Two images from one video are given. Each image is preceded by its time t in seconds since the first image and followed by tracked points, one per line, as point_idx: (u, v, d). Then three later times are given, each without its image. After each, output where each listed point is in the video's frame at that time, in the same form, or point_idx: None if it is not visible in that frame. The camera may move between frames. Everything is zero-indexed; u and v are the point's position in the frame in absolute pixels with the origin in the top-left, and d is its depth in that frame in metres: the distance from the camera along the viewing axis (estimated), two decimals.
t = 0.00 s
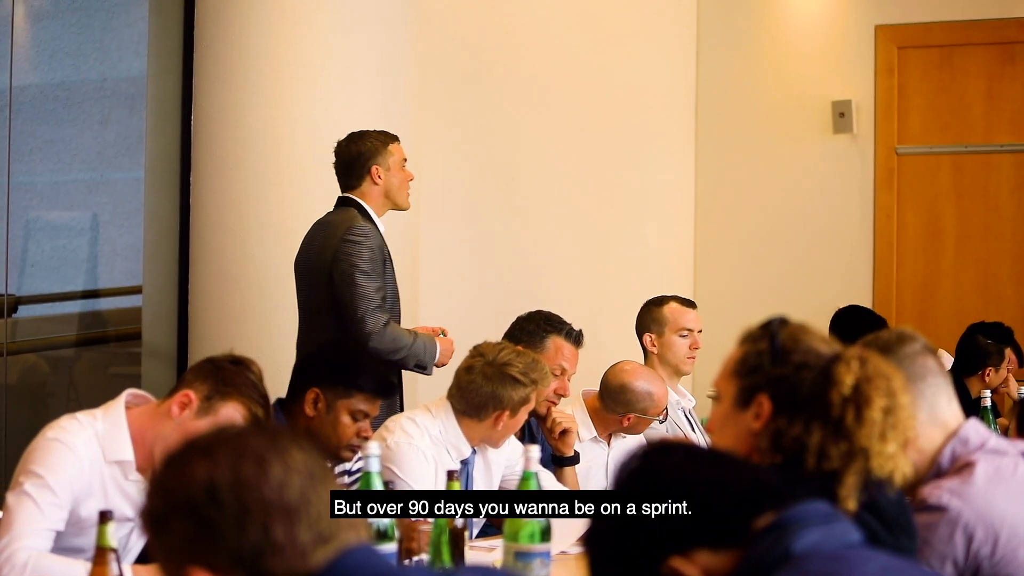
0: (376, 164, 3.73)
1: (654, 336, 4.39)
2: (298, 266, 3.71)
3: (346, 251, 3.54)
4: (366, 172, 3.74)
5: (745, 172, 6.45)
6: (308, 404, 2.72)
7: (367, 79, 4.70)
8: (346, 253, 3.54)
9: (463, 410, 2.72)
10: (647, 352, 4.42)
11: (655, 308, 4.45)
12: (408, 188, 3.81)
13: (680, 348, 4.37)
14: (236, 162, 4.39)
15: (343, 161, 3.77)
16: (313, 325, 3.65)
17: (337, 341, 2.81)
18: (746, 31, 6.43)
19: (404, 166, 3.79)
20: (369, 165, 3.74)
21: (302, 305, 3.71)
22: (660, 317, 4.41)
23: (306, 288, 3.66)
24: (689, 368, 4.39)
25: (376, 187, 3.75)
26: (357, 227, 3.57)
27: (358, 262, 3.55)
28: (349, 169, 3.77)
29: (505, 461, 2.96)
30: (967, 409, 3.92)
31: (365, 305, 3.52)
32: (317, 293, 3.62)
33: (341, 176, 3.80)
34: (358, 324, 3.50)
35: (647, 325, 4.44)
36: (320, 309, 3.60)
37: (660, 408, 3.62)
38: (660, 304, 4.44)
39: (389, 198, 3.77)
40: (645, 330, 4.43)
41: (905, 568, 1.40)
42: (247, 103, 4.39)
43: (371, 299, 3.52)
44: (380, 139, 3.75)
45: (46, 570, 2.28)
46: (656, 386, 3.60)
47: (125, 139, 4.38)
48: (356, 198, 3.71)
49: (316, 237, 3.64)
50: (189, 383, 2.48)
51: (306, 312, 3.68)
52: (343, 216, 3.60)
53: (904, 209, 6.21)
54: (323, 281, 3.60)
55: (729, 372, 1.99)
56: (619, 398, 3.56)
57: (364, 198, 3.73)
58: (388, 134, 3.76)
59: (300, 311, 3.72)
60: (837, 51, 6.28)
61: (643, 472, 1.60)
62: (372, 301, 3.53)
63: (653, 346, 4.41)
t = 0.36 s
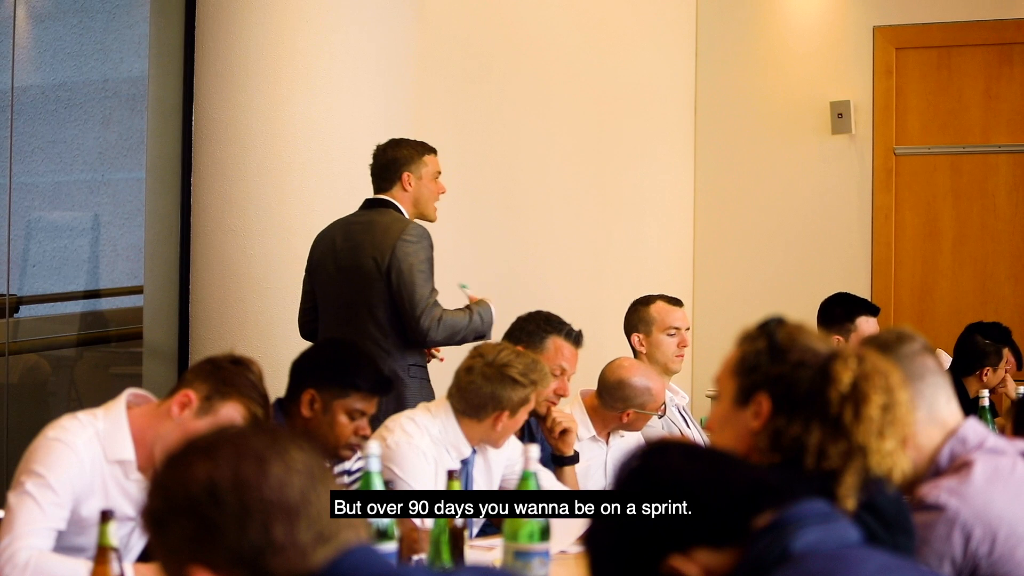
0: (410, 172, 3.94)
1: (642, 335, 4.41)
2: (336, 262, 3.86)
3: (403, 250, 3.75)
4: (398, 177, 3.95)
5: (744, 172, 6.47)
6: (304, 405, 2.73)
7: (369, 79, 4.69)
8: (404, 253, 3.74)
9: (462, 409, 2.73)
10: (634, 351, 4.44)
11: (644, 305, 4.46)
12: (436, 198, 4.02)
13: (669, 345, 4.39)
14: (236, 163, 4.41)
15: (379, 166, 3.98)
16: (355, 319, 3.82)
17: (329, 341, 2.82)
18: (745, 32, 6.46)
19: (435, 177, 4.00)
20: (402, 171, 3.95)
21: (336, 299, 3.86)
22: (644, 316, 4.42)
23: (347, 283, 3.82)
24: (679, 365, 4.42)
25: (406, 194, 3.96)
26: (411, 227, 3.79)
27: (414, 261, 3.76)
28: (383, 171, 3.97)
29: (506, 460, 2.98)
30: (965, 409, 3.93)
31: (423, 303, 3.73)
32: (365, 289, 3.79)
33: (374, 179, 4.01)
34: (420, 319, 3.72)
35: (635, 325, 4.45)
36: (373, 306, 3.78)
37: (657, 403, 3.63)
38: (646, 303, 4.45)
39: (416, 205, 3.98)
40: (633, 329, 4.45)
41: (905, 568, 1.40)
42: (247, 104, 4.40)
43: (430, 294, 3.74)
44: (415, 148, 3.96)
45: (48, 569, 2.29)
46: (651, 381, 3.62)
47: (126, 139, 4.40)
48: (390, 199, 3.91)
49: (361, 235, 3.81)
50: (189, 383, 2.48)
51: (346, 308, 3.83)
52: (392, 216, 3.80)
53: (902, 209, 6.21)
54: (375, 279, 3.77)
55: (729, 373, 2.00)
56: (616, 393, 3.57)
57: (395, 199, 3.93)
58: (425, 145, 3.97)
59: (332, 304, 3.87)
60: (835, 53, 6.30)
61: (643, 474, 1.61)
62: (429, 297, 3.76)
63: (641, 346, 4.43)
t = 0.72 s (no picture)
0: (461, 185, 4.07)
1: (636, 336, 4.40)
2: (394, 272, 3.95)
3: (468, 265, 3.89)
4: (449, 191, 4.07)
5: (738, 172, 6.47)
6: (288, 404, 2.76)
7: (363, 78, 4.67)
8: (470, 270, 3.88)
9: (456, 409, 2.73)
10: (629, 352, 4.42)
11: (632, 304, 4.46)
12: (482, 211, 4.16)
13: (661, 346, 4.39)
14: (230, 163, 4.41)
15: (432, 177, 4.09)
16: (413, 324, 3.94)
17: (308, 339, 2.86)
18: (738, 33, 6.46)
19: (483, 195, 4.14)
20: (453, 185, 4.07)
21: (390, 304, 3.96)
22: (637, 317, 4.42)
23: (407, 290, 3.92)
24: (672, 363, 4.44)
25: (456, 207, 4.08)
26: (476, 244, 3.93)
27: (476, 277, 3.91)
28: (434, 184, 4.09)
29: (500, 459, 3.00)
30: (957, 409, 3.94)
31: (482, 320, 3.89)
32: (426, 298, 3.90)
33: (425, 190, 4.12)
34: (478, 334, 3.87)
35: (626, 326, 4.44)
36: (431, 314, 3.89)
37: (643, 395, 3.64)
38: (636, 303, 4.45)
39: (463, 220, 4.11)
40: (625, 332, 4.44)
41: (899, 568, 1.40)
42: (241, 104, 4.41)
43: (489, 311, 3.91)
44: (468, 165, 4.08)
45: (41, 570, 2.30)
46: (635, 372, 3.62)
47: (119, 139, 4.40)
48: (444, 212, 4.01)
49: (423, 248, 3.91)
50: (182, 383, 2.49)
51: (403, 315, 3.93)
52: (456, 232, 3.92)
53: (895, 210, 6.21)
54: (436, 290, 3.89)
55: (722, 373, 1.99)
56: (601, 386, 3.58)
57: (446, 211, 4.04)
58: (475, 160, 4.11)
59: (384, 309, 3.97)
60: (828, 53, 6.29)
61: (637, 475, 1.61)
62: (485, 313, 3.91)
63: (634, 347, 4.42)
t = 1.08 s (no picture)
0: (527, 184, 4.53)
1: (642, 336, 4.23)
2: (459, 266, 4.48)
3: (529, 259, 4.36)
4: (514, 188, 4.54)
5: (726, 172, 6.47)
6: (274, 405, 2.76)
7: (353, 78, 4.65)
8: (530, 264, 4.36)
9: (440, 409, 2.73)
10: (631, 353, 4.24)
11: (617, 308, 4.28)
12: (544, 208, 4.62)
13: (657, 345, 4.27)
14: (216, 164, 4.41)
15: (498, 175, 4.56)
16: (478, 315, 4.44)
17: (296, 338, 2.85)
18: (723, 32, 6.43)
19: (545, 191, 4.59)
20: (518, 183, 4.53)
21: (455, 295, 4.49)
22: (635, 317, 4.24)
23: (471, 283, 4.43)
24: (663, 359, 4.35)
25: (521, 203, 4.55)
26: (537, 240, 4.39)
27: (535, 271, 4.37)
28: (500, 181, 4.56)
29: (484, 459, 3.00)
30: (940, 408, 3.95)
31: (541, 311, 4.35)
32: (490, 292, 4.40)
33: (492, 188, 4.61)
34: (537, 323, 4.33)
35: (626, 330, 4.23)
36: (494, 308, 4.39)
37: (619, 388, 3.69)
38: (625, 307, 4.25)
39: (526, 216, 4.57)
40: (624, 337, 4.23)
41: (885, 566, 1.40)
42: (226, 104, 4.40)
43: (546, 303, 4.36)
44: (533, 164, 4.54)
45: (24, 569, 2.30)
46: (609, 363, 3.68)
47: (104, 139, 4.40)
48: (507, 208, 4.50)
49: (487, 243, 4.41)
50: (165, 383, 2.49)
51: (468, 307, 4.45)
52: (517, 228, 4.40)
53: (880, 209, 6.22)
54: (499, 283, 4.38)
55: (707, 372, 1.99)
56: (578, 379, 3.63)
57: (510, 208, 4.52)
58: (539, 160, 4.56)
59: (451, 300, 4.51)
60: (813, 53, 6.28)
61: (624, 474, 1.61)
62: (543, 304, 4.37)
63: (639, 347, 4.24)
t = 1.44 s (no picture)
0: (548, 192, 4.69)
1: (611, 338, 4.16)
2: (488, 271, 4.57)
3: (558, 262, 4.50)
4: (536, 198, 4.68)
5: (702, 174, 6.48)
6: (251, 406, 2.75)
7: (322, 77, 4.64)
8: (560, 268, 4.49)
9: (410, 408, 2.73)
10: (602, 354, 4.17)
11: (587, 309, 4.20)
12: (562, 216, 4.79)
13: (626, 343, 4.21)
14: (186, 164, 4.41)
15: (519, 186, 4.71)
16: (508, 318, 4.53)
17: (274, 341, 2.85)
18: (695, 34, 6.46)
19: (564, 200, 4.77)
20: (540, 193, 4.68)
21: (485, 300, 4.57)
22: (605, 317, 4.16)
23: (502, 286, 4.52)
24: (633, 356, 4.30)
25: (543, 212, 4.71)
26: (564, 245, 4.55)
27: (563, 275, 4.51)
28: (521, 193, 4.70)
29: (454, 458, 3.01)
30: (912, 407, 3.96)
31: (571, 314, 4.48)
32: (521, 295, 4.50)
33: (513, 199, 4.75)
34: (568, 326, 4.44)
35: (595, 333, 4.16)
36: (525, 310, 4.49)
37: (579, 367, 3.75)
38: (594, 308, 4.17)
39: (548, 224, 4.73)
40: (594, 338, 4.16)
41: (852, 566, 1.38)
42: (196, 104, 4.40)
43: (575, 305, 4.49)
44: (551, 174, 4.70)
45: None
46: (566, 346, 3.75)
47: (74, 139, 4.40)
48: (530, 217, 4.65)
49: (518, 249, 4.53)
50: (136, 384, 2.48)
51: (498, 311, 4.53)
52: (545, 234, 4.55)
53: (849, 210, 6.23)
54: (530, 287, 4.49)
55: (679, 372, 1.97)
56: (535, 363, 3.70)
57: (534, 217, 4.67)
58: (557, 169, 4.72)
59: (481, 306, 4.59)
60: (783, 54, 6.30)
61: (591, 473, 1.57)
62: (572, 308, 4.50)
63: (609, 347, 4.18)
